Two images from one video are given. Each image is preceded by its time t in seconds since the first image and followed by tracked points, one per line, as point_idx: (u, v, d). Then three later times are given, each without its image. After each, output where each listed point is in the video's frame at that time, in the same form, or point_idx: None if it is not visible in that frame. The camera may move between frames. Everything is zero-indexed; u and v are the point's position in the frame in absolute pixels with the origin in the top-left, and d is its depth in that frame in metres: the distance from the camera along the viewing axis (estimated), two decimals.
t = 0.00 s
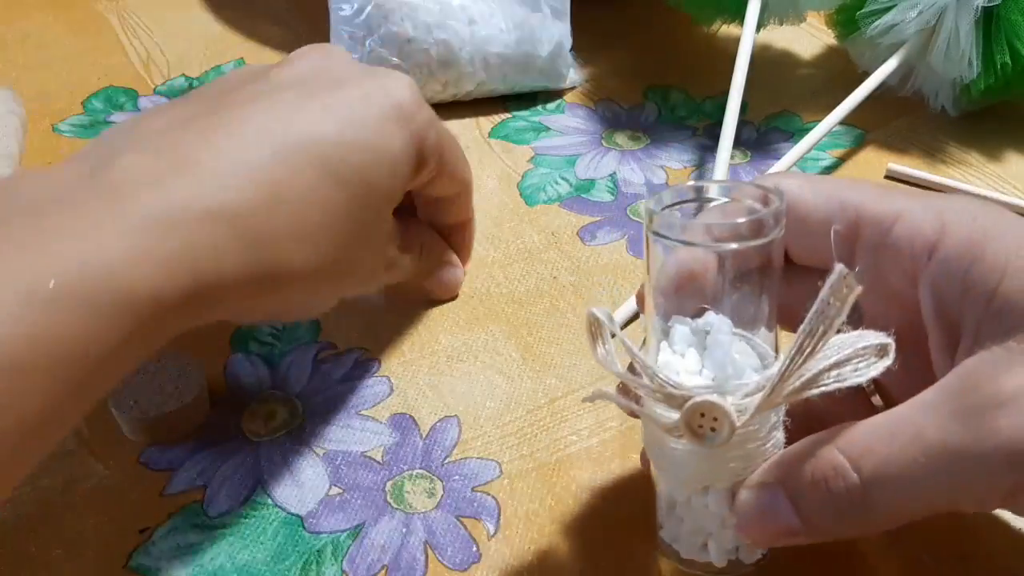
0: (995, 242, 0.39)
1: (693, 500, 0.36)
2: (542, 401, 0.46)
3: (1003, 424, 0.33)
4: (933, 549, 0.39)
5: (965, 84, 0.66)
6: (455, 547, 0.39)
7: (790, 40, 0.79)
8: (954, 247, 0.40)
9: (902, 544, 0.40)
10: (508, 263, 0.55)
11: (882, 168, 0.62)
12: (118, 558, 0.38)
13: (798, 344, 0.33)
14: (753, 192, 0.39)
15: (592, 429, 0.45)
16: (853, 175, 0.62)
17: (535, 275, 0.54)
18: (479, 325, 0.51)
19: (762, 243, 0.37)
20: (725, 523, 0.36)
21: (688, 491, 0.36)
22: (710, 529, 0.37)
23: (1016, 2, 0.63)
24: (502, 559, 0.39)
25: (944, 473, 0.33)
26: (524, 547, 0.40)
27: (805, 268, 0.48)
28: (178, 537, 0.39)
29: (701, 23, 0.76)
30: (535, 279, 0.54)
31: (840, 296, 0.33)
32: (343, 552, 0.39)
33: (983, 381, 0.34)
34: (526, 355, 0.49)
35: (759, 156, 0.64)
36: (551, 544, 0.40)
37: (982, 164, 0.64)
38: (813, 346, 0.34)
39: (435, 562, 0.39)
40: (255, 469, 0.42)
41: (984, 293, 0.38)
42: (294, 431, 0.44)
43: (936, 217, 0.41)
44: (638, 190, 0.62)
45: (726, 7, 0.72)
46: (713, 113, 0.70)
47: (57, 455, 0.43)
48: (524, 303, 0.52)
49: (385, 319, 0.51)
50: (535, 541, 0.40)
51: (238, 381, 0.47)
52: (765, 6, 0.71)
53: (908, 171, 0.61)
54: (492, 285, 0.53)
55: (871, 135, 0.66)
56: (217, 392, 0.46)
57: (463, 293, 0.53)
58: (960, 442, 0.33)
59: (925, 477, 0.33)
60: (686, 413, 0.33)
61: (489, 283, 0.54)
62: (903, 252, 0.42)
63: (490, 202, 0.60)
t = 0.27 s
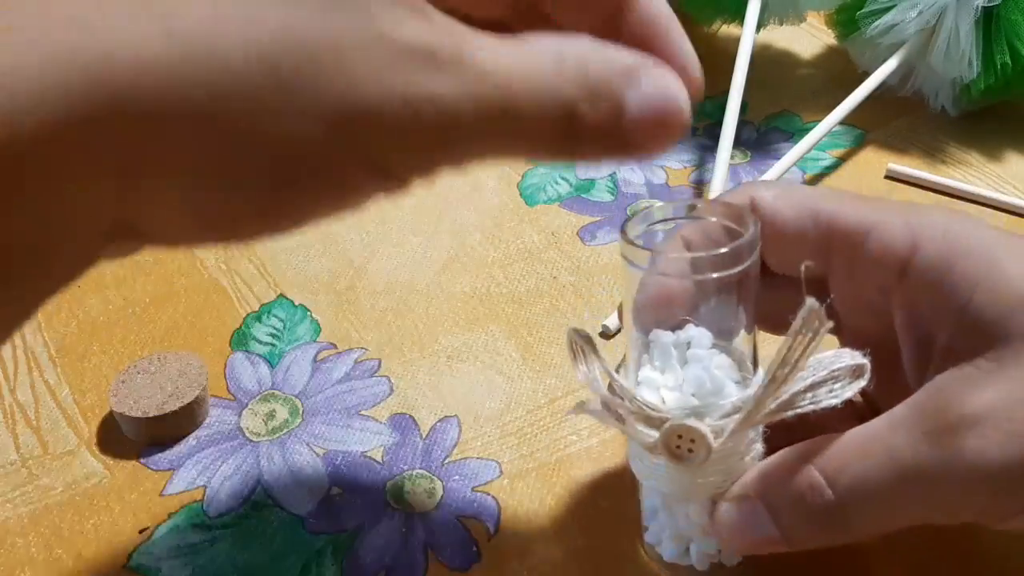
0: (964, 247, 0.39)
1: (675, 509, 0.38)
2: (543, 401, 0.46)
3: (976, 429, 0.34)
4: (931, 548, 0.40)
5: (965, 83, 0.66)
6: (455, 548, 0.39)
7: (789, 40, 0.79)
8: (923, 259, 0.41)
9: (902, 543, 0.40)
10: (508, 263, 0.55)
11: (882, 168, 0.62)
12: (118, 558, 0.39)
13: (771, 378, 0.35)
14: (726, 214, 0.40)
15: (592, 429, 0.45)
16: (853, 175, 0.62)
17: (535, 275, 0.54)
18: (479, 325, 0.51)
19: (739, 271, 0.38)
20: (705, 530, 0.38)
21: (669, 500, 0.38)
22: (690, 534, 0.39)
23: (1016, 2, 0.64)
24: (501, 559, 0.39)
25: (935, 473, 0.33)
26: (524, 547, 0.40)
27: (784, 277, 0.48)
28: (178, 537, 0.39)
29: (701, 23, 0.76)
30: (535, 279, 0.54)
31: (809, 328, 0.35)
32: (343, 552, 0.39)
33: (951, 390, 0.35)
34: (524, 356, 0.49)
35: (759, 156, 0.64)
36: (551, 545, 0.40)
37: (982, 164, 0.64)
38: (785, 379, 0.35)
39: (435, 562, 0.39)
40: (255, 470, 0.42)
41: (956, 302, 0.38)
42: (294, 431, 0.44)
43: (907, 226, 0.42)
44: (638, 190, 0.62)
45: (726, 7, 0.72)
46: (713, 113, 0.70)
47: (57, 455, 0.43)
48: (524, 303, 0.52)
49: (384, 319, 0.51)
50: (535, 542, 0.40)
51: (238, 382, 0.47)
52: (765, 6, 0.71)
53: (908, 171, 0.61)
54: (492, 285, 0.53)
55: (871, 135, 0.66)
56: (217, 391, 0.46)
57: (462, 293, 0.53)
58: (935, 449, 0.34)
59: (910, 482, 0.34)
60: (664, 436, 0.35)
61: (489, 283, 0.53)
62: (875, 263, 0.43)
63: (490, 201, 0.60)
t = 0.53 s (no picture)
0: (970, 239, 0.39)
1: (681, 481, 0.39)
2: (542, 401, 0.46)
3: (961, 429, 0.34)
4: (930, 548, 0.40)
5: (965, 83, 0.66)
6: (455, 547, 0.39)
7: (789, 40, 0.79)
8: (931, 252, 0.40)
9: (900, 543, 0.40)
10: (508, 263, 0.55)
11: (882, 168, 0.62)
12: (118, 557, 0.39)
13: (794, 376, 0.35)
14: (751, 201, 0.39)
15: (592, 429, 0.45)
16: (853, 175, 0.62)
17: (535, 275, 0.54)
18: (479, 324, 0.51)
19: (773, 270, 0.37)
20: (710, 499, 0.39)
21: (677, 472, 0.39)
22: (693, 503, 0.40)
23: (1016, 2, 0.63)
24: (501, 558, 0.39)
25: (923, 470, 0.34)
26: (524, 547, 0.40)
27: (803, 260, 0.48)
28: (178, 538, 0.39)
29: (701, 23, 0.76)
30: (535, 279, 0.54)
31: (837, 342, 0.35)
32: (342, 552, 0.39)
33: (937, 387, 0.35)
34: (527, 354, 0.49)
35: (759, 156, 0.64)
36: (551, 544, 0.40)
37: (982, 164, 0.64)
38: (807, 378, 0.36)
39: (435, 562, 0.39)
40: (255, 471, 0.42)
41: (958, 297, 0.38)
42: (294, 431, 0.44)
43: (917, 220, 0.41)
44: (638, 190, 0.62)
45: (726, 7, 0.72)
46: (713, 114, 0.70)
47: (57, 455, 0.43)
48: (524, 303, 0.52)
49: (385, 319, 0.51)
50: (535, 542, 0.40)
51: (238, 382, 0.47)
52: (765, 6, 0.71)
53: (909, 171, 0.61)
54: (492, 285, 0.53)
55: (871, 134, 0.66)
56: (217, 391, 0.46)
57: (462, 293, 0.53)
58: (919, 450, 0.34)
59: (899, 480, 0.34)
60: (682, 420, 0.35)
61: (489, 283, 0.54)
62: (886, 251, 0.42)
63: (490, 202, 0.60)
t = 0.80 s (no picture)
0: (972, 252, 0.41)
1: (694, 482, 0.40)
2: (542, 401, 0.46)
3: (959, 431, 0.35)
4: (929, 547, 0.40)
5: (965, 83, 0.66)
6: (455, 547, 0.39)
7: (789, 40, 0.79)
8: (932, 266, 0.42)
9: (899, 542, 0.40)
10: (508, 262, 0.55)
11: (882, 168, 0.62)
12: (118, 557, 0.38)
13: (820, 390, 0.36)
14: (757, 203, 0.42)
15: (592, 429, 0.45)
16: (853, 175, 0.62)
17: (535, 275, 0.54)
18: (478, 325, 0.51)
19: (790, 285, 0.38)
20: (717, 502, 0.40)
21: (686, 473, 0.40)
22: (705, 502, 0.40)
23: (1016, 2, 0.63)
24: (501, 557, 0.39)
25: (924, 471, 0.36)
26: (525, 547, 0.40)
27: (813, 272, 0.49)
28: (178, 537, 0.39)
29: (701, 23, 0.76)
30: (535, 280, 0.54)
31: (867, 359, 0.37)
32: (343, 552, 0.39)
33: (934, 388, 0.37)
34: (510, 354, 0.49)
35: (759, 156, 0.64)
36: (551, 545, 0.40)
37: (982, 164, 0.64)
38: (832, 393, 0.37)
39: (435, 562, 0.39)
40: (255, 471, 0.42)
41: (960, 312, 0.40)
42: (294, 431, 0.44)
43: (918, 233, 0.43)
44: (638, 190, 0.62)
45: (726, 7, 0.72)
46: (713, 113, 0.70)
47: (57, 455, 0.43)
48: (524, 303, 0.52)
49: (385, 319, 0.51)
50: (535, 542, 0.40)
51: (238, 382, 0.47)
52: (765, 6, 0.71)
53: (909, 171, 0.61)
54: (492, 285, 0.53)
55: (871, 135, 0.66)
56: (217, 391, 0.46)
57: (462, 293, 0.53)
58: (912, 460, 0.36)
59: (901, 492, 0.35)
60: (700, 427, 0.37)
61: (489, 283, 0.53)
62: (888, 266, 0.44)
63: (490, 202, 0.60)
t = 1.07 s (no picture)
0: None
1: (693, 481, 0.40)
2: (542, 401, 0.46)
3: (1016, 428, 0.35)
4: (929, 548, 0.40)
5: (965, 84, 0.66)
6: (455, 547, 0.40)
7: (789, 41, 0.79)
8: None
9: (899, 543, 0.40)
10: (508, 262, 0.55)
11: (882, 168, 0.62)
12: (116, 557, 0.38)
13: (819, 389, 0.36)
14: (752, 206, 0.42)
15: (592, 429, 0.45)
16: (852, 175, 0.62)
17: (535, 275, 0.54)
18: (478, 325, 0.51)
19: (799, 285, 0.38)
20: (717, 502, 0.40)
21: (687, 473, 0.40)
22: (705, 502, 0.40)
23: (1016, 2, 0.63)
24: (501, 558, 0.39)
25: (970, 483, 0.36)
26: (524, 547, 0.40)
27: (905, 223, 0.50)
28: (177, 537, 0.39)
29: (701, 23, 0.76)
30: (534, 279, 0.54)
31: (866, 359, 0.37)
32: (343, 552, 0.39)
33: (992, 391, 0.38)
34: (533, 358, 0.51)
35: (759, 156, 0.64)
36: (551, 545, 0.40)
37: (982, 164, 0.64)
38: (832, 393, 0.37)
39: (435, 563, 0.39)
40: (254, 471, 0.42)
41: None
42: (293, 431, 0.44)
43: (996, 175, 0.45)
44: (638, 190, 0.62)
45: (726, 7, 0.72)
46: (713, 114, 0.70)
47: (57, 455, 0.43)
48: (523, 303, 0.52)
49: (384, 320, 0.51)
50: (535, 542, 0.40)
51: (238, 382, 0.49)
52: (765, 5, 0.71)
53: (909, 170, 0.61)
54: (492, 285, 0.53)
55: (871, 135, 0.66)
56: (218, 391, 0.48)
57: (462, 293, 0.53)
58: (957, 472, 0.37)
59: None
60: (699, 426, 0.37)
61: (489, 283, 0.53)
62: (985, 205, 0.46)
63: (489, 202, 0.60)
